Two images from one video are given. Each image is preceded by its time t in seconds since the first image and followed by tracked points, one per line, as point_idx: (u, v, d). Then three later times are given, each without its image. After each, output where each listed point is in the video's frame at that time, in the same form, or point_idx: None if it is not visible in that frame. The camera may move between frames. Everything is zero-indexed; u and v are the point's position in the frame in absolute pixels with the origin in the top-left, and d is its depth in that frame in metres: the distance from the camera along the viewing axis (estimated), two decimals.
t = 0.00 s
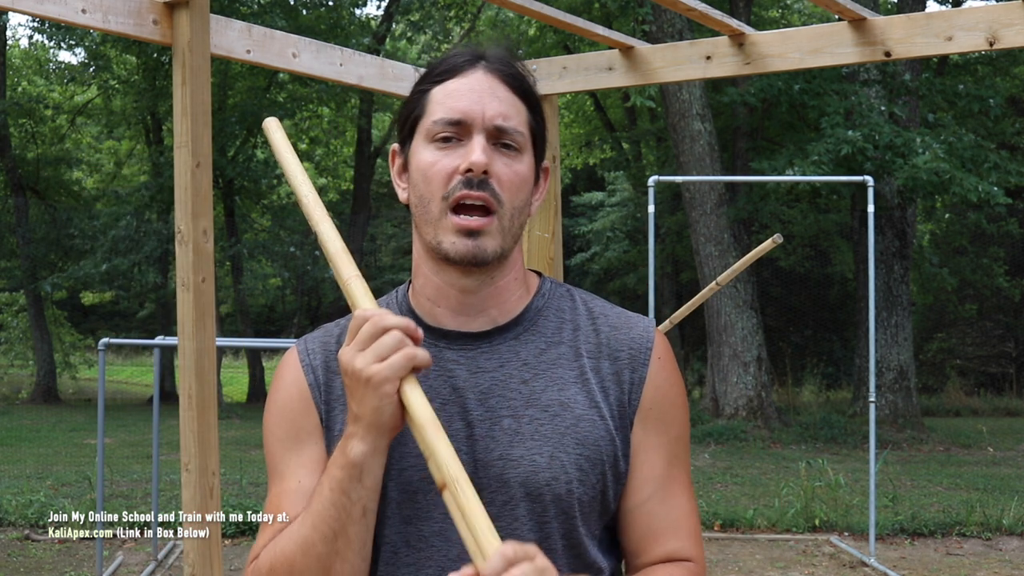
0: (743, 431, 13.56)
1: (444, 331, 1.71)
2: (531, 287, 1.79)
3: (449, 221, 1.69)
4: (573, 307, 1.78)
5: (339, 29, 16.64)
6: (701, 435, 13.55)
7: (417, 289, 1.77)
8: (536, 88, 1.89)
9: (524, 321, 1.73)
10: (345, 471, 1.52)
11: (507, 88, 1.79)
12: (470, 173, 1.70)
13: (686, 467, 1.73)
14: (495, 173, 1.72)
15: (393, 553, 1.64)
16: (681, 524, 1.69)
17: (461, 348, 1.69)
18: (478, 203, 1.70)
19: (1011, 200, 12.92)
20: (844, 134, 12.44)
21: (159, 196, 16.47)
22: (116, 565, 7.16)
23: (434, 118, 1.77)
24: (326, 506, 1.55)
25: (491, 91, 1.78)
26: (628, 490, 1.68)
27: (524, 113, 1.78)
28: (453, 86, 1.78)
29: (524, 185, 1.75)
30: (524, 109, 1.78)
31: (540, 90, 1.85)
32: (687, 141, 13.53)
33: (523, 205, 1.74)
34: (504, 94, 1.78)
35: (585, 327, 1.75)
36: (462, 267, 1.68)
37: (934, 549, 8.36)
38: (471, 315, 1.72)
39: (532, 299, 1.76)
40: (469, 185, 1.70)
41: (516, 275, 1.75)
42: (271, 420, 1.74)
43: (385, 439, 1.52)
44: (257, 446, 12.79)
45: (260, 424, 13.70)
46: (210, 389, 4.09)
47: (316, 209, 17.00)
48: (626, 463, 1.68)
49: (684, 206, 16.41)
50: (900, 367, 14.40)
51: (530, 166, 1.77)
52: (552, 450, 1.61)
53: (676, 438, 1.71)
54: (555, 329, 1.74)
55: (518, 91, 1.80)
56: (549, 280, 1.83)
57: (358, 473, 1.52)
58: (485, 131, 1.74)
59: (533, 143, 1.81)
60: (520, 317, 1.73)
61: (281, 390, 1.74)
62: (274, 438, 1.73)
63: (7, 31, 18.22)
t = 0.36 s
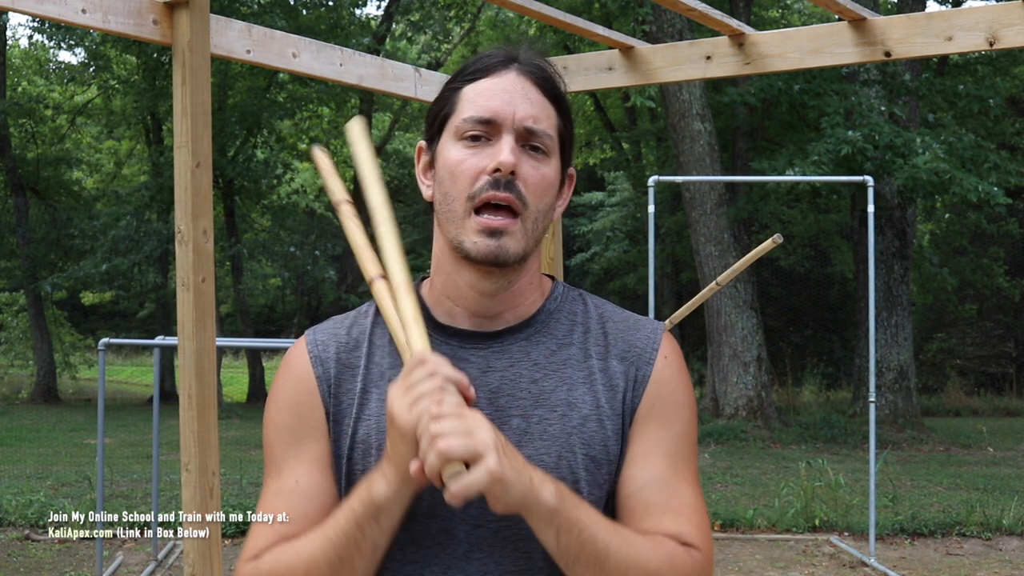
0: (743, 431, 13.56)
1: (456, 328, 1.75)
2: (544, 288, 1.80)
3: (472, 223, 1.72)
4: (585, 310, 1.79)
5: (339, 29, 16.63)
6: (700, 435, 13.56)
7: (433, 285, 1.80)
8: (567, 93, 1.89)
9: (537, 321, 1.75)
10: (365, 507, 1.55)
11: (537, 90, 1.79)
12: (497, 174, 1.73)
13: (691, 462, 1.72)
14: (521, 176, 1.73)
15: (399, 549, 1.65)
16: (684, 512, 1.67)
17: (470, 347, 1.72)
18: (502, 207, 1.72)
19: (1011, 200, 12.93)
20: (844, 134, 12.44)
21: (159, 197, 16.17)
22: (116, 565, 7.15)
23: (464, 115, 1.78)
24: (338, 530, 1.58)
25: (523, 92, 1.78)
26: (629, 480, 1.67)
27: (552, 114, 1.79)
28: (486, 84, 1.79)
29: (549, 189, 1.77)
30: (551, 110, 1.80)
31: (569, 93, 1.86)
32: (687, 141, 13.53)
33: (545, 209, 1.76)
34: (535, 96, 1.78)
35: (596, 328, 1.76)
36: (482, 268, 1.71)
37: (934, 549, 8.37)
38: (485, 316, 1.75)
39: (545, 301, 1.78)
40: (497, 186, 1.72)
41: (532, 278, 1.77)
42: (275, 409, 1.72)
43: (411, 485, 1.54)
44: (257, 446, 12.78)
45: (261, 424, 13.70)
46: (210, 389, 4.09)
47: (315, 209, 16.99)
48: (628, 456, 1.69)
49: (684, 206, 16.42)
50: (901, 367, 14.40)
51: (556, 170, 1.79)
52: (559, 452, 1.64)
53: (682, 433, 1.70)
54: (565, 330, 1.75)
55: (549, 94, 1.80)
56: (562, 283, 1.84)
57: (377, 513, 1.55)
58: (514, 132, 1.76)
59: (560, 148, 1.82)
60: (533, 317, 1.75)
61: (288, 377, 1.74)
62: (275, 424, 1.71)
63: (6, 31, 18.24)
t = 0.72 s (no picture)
0: (743, 431, 13.57)
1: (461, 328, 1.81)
2: (549, 288, 1.85)
3: (468, 221, 1.77)
4: (588, 308, 1.85)
5: (339, 29, 16.62)
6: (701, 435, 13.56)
7: (441, 288, 1.85)
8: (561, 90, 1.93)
9: (540, 320, 1.80)
10: (332, 439, 1.64)
11: (530, 90, 1.84)
12: (491, 173, 1.77)
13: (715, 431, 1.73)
14: (516, 173, 1.78)
15: (393, 546, 1.67)
16: (713, 471, 1.67)
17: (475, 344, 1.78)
18: (499, 204, 1.77)
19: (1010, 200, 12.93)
20: (844, 134, 12.44)
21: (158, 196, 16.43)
22: (116, 565, 7.16)
23: (458, 119, 1.83)
24: (295, 460, 1.65)
25: (514, 92, 1.83)
26: (649, 454, 1.69)
27: (546, 112, 1.84)
28: (479, 87, 1.84)
29: (545, 185, 1.81)
30: (545, 108, 1.84)
31: (564, 90, 1.90)
32: (687, 141, 13.53)
33: (544, 205, 1.80)
34: (527, 95, 1.83)
35: (597, 326, 1.81)
36: (483, 264, 1.76)
37: (934, 549, 8.36)
38: (486, 315, 1.80)
39: (548, 300, 1.82)
40: (493, 185, 1.77)
41: (535, 277, 1.81)
42: (269, 371, 1.80)
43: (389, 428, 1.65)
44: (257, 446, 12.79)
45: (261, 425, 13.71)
46: (210, 390, 4.09)
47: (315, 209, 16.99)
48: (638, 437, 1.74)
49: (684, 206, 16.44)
50: (901, 367, 14.40)
51: (552, 167, 1.84)
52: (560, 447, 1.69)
53: (701, 402, 1.72)
54: (568, 328, 1.80)
55: (540, 91, 1.85)
56: (566, 283, 1.89)
57: (341, 446, 1.64)
58: (508, 131, 1.81)
59: (556, 144, 1.86)
60: (536, 315, 1.80)
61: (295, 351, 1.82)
62: (268, 386, 1.79)
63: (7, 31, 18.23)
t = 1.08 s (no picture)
0: (743, 431, 13.57)
1: (454, 328, 1.75)
2: (542, 289, 1.81)
3: (457, 211, 1.71)
4: (584, 307, 1.81)
5: (339, 29, 16.64)
6: (701, 435, 13.57)
7: (431, 285, 1.79)
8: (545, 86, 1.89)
9: (533, 321, 1.75)
10: (361, 466, 1.58)
11: (510, 83, 1.80)
12: (478, 165, 1.71)
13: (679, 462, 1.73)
14: (502, 164, 1.72)
15: (393, 550, 1.66)
16: (662, 508, 1.69)
17: (468, 347, 1.74)
18: (488, 194, 1.70)
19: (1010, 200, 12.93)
20: (844, 134, 12.44)
21: (159, 196, 16.57)
22: (116, 565, 7.15)
23: (440, 118, 1.79)
24: (341, 501, 1.60)
25: (495, 86, 1.79)
26: (609, 481, 1.68)
27: (529, 105, 1.79)
28: (458, 85, 1.80)
29: (534, 176, 1.76)
30: (528, 101, 1.80)
31: (547, 86, 1.86)
32: (687, 141, 13.53)
33: (531, 196, 1.74)
34: (509, 89, 1.79)
35: (592, 325, 1.77)
36: (474, 255, 1.71)
37: (934, 549, 8.36)
38: (479, 313, 1.75)
39: (542, 300, 1.78)
40: (478, 176, 1.71)
41: (527, 273, 1.77)
42: (280, 413, 1.74)
43: (399, 433, 1.57)
44: (258, 446, 12.79)
45: (261, 424, 13.71)
46: (210, 389, 4.08)
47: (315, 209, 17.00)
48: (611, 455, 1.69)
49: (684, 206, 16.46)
50: (901, 367, 14.40)
51: (539, 160, 1.78)
52: (555, 450, 1.66)
53: (668, 431, 1.71)
54: (563, 329, 1.76)
55: (523, 86, 1.81)
56: (560, 283, 1.85)
57: (371, 468, 1.57)
58: (490, 125, 1.76)
59: (542, 138, 1.81)
60: (529, 316, 1.76)
61: (291, 384, 1.75)
62: (284, 432, 1.73)
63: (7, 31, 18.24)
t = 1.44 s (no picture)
0: (743, 431, 13.58)
1: (449, 329, 1.75)
2: (537, 286, 1.81)
3: (451, 219, 1.70)
4: (579, 305, 1.81)
5: (339, 29, 16.65)
6: (701, 435, 13.57)
7: (426, 288, 1.79)
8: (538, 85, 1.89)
9: (529, 320, 1.76)
10: (364, 478, 1.59)
11: (502, 87, 1.79)
12: (471, 174, 1.71)
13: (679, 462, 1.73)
14: (495, 172, 1.72)
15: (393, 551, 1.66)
16: (662, 513, 1.69)
17: (465, 348, 1.74)
18: (481, 203, 1.70)
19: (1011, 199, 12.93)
20: (844, 134, 12.45)
21: (158, 196, 17.16)
22: (116, 565, 7.15)
23: (432, 122, 1.79)
24: (343, 512, 1.61)
25: (487, 91, 1.79)
26: (604, 486, 1.69)
27: (522, 108, 1.79)
28: (450, 89, 1.80)
29: (527, 181, 1.75)
30: (521, 104, 1.79)
31: (540, 86, 1.86)
32: (687, 141, 13.54)
33: (524, 203, 1.74)
34: (502, 92, 1.78)
35: (587, 323, 1.77)
36: (468, 262, 1.70)
37: (933, 549, 8.36)
38: (474, 315, 1.75)
39: (537, 299, 1.78)
40: (472, 186, 1.70)
41: (521, 274, 1.77)
42: (276, 413, 1.74)
43: (405, 446, 1.58)
44: (258, 446, 12.79)
45: (261, 425, 13.71)
46: (210, 389, 4.08)
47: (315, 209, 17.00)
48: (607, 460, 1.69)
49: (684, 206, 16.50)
50: (901, 367, 14.40)
51: (533, 163, 1.78)
52: (553, 450, 1.66)
53: (661, 433, 1.71)
54: (559, 327, 1.76)
55: (515, 88, 1.80)
56: (555, 280, 1.86)
57: (377, 481, 1.58)
58: (483, 131, 1.76)
59: (535, 140, 1.81)
60: (525, 316, 1.76)
61: (288, 386, 1.75)
62: (279, 434, 1.73)
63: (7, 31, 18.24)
